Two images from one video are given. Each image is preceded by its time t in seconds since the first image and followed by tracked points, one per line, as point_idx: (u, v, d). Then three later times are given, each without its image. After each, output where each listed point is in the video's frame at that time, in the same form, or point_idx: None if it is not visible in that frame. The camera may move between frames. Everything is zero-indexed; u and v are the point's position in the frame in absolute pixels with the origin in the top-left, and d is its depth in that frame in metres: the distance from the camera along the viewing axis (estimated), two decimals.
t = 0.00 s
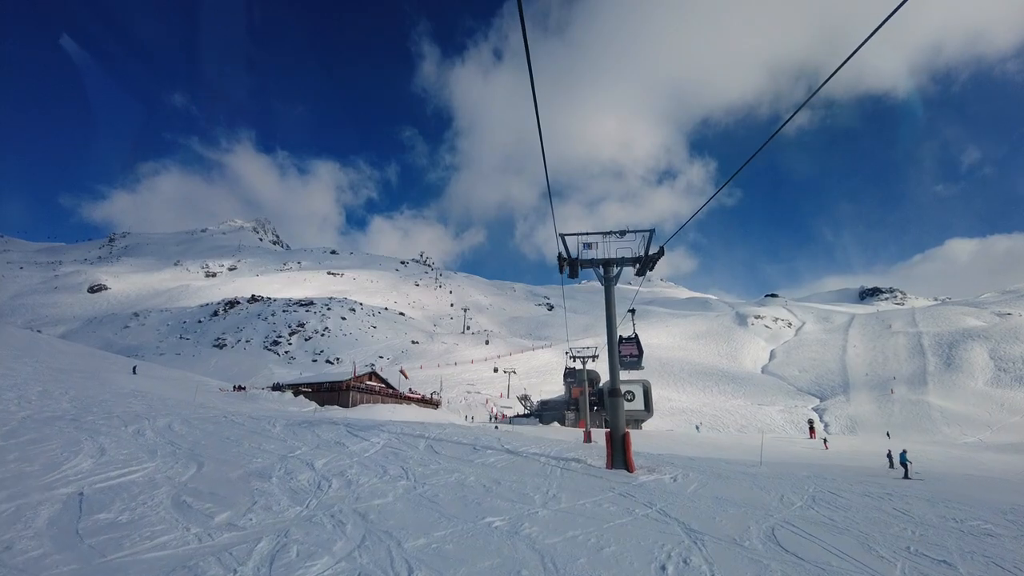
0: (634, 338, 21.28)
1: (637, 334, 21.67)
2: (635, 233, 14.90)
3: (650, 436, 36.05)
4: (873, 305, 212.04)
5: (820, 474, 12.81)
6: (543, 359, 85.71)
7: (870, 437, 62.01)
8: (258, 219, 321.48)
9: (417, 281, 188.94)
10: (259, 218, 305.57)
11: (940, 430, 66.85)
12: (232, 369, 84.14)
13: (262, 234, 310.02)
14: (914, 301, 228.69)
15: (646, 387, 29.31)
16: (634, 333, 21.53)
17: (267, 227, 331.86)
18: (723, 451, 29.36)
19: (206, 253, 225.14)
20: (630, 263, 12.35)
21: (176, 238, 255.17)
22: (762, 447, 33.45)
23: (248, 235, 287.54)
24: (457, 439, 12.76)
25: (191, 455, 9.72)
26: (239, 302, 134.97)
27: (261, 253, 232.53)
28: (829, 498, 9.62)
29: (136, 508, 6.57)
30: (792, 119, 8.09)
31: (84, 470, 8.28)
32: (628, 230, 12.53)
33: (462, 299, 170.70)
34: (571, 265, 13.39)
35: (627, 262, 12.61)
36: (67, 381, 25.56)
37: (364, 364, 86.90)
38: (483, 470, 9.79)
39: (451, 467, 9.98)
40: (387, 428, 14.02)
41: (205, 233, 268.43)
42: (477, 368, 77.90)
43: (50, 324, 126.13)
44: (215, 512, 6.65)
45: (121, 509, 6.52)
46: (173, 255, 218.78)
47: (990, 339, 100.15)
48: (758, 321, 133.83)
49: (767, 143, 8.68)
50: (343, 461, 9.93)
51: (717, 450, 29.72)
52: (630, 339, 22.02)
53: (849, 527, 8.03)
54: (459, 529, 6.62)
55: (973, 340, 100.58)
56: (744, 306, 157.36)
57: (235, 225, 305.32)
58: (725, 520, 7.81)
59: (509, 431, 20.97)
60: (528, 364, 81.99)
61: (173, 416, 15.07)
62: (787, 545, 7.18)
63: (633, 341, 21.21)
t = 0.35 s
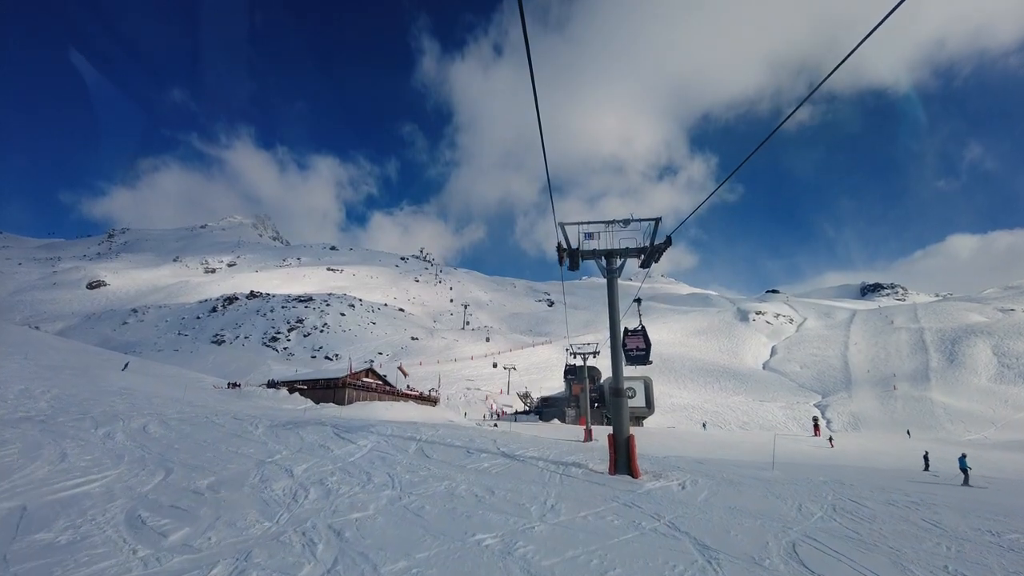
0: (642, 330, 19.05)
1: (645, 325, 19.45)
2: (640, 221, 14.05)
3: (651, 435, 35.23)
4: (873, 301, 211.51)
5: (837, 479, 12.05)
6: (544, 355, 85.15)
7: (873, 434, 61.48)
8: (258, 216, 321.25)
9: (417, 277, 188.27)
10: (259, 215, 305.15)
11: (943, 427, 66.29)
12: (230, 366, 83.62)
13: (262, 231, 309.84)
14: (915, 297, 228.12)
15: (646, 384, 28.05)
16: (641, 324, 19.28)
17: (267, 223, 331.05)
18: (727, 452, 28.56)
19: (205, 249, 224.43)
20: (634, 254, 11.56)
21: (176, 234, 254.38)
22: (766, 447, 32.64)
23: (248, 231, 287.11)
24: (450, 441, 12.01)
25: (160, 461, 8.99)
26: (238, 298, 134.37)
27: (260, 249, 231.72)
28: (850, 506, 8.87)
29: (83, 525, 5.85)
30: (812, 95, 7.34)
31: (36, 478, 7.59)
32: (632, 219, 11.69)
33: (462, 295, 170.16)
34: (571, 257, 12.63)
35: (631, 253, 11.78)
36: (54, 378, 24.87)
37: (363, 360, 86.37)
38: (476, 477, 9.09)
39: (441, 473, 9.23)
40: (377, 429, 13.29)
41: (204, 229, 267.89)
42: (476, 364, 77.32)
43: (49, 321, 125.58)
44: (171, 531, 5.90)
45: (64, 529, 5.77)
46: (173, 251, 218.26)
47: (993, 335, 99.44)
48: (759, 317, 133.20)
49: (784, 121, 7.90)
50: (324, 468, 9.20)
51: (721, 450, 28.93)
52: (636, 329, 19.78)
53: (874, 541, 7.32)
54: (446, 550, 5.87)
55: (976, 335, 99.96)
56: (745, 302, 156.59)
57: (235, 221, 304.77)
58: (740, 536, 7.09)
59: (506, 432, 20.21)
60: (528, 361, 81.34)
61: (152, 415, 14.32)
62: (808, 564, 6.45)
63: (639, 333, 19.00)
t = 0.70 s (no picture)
0: (649, 319, 18.16)
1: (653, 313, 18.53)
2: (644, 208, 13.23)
3: (653, 432, 34.46)
4: (875, 295, 210.87)
5: (856, 482, 11.24)
6: (544, 349, 84.54)
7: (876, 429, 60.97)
8: (258, 210, 320.51)
9: (417, 271, 187.53)
10: (258, 209, 304.18)
11: (946, 421, 65.71)
12: (228, 360, 83.03)
13: (262, 225, 309.02)
14: (916, 292, 227.47)
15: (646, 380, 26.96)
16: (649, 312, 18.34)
17: (267, 217, 329.89)
18: (731, 451, 27.82)
19: (205, 243, 223.74)
20: (639, 241, 10.67)
21: (175, 228, 253.69)
22: (771, 444, 31.92)
23: (248, 225, 286.15)
24: (441, 443, 11.22)
25: (122, 468, 8.19)
26: (236, 291, 133.69)
27: (260, 243, 230.83)
28: (876, 514, 8.13)
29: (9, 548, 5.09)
30: (840, 59, 6.52)
31: None
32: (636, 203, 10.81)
33: (463, 289, 169.46)
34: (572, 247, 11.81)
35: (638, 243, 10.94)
36: (39, 374, 24.15)
37: (363, 355, 85.82)
38: (467, 485, 8.33)
39: (430, 480, 8.47)
40: (365, 429, 12.50)
41: (204, 223, 266.80)
42: (476, 359, 76.69)
43: (47, 315, 125.03)
44: (109, 554, 5.12)
45: None
46: (172, 245, 217.63)
47: (996, 329, 98.69)
48: (761, 311, 132.51)
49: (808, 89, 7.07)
50: (302, 475, 8.45)
51: (726, 449, 28.14)
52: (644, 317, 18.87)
53: (909, 558, 6.57)
54: None
55: (979, 329, 99.27)
56: (746, 296, 155.91)
57: (235, 215, 303.91)
58: (761, 554, 6.33)
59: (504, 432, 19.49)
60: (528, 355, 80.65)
61: (129, 413, 13.56)
62: None
63: (646, 322, 18.11)
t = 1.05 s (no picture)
0: (659, 307, 17.41)
1: (663, 301, 17.75)
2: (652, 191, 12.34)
3: (655, 428, 33.75)
4: (876, 289, 210.06)
5: (877, 485, 10.49)
6: (545, 343, 83.92)
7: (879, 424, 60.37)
8: (257, 203, 319.59)
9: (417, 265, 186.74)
10: (258, 202, 303.11)
11: (951, 416, 65.06)
12: (226, 355, 82.47)
13: (261, 218, 308.22)
14: (918, 285, 226.49)
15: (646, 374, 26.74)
16: (659, 300, 17.56)
17: (266, 211, 328.72)
18: (735, 448, 27.14)
19: (204, 237, 222.85)
20: (646, 228, 9.78)
21: (174, 222, 252.62)
22: (775, 441, 31.20)
23: (248, 218, 285.20)
24: (432, 445, 10.44)
25: (78, 475, 7.44)
26: (235, 285, 132.99)
27: (259, 237, 229.96)
28: (909, 527, 7.34)
29: None
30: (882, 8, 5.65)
31: None
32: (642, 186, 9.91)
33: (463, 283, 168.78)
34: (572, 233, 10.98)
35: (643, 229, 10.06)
36: (22, 369, 23.40)
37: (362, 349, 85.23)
38: (457, 493, 7.60)
39: (415, 489, 7.69)
40: (351, 429, 11.74)
41: (203, 217, 265.80)
42: (476, 353, 76.05)
43: (45, 310, 124.45)
44: None
45: None
46: (171, 239, 216.87)
47: (1000, 323, 97.80)
48: (762, 304, 131.78)
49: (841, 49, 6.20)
50: (275, 484, 7.68)
51: (729, 445, 27.45)
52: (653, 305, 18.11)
53: None
54: None
55: (983, 323, 98.49)
56: (747, 290, 154.97)
57: (235, 209, 302.95)
58: None
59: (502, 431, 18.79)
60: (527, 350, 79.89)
61: (103, 411, 12.78)
62: None
63: (655, 311, 17.32)
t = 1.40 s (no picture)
0: (670, 296, 16.50)
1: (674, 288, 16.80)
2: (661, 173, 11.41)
3: (657, 425, 33.15)
4: (877, 284, 209.56)
5: (902, 492, 9.72)
6: (545, 339, 83.25)
7: (881, 420, 59.88)
8: (257, 199, 318.89)
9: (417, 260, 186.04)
10: (258, 197, 302.45)
11: (954, 413, 64.49)
12: (224, 351, 81.83)
13: (261, 213, 307.46)
14: (919, 281, 225.91)
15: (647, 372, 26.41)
16: (669, 288, 16.57)
17: (266, 206, 327.80)
18: (740, 446, 26.43)
19: (203, 232, 222.09)
20: (652, 215, 8.88)
21: (173, 217, 251.84)
22: (781, 440, 30.44)
23: (247, 214, 284.20)
24: (422, 450, 9.68)
25: (21, 486, 6.68)
26: (234, 281, 132.25)
27: (259, 232, 229.25)
28: (951, 547, 6.55)
29: None
30: None
31: None
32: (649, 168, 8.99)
33: (463, 278, 168.17)
34: (573, 221, 10.11)
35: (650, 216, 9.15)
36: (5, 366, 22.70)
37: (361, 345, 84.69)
38: (444, 507, 6.82)
39: (398, 502, 6.91)
40: (336, 432, 10.94)
41: (202, 212, 264.95)
42: (476, 349, 75.42)
43: (43, 305, 123.83)
44: None
45: None
46: (169, 234, 216.02)
47: (1003, 318, 97.06)
48: (763, 300, 131.13)
49: None
50: (244, 499, 6.90)
51: (733, 444, 26.76)
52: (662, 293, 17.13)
53: None
54: None
55: (986, 318, 97.85)
56: (748, 285, 154.13)
57: (234, 204, 302.12)
58: None
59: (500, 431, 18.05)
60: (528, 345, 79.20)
61: (72, 412, 12.01)
62: None
63: (666, 299, 16.35)
